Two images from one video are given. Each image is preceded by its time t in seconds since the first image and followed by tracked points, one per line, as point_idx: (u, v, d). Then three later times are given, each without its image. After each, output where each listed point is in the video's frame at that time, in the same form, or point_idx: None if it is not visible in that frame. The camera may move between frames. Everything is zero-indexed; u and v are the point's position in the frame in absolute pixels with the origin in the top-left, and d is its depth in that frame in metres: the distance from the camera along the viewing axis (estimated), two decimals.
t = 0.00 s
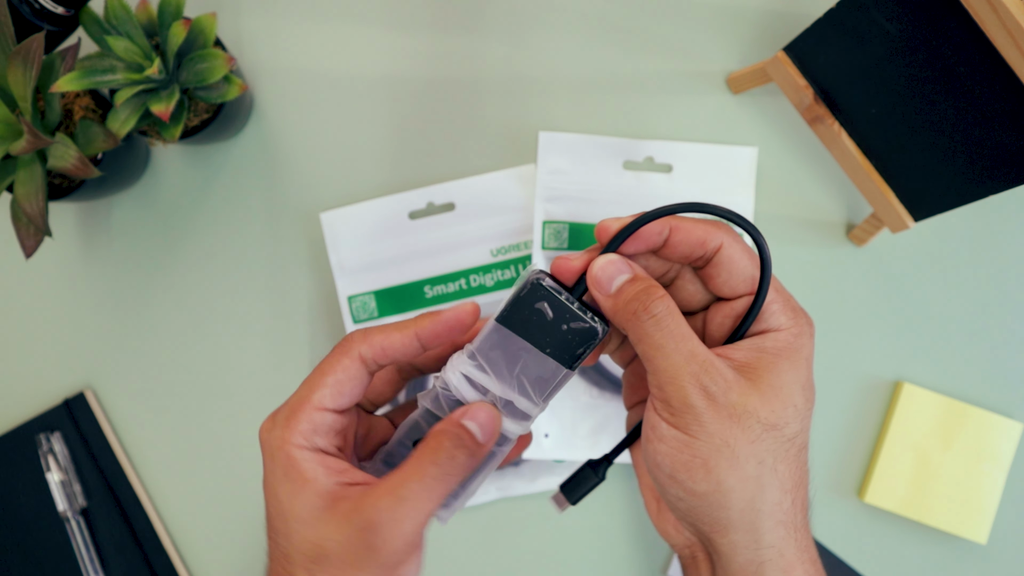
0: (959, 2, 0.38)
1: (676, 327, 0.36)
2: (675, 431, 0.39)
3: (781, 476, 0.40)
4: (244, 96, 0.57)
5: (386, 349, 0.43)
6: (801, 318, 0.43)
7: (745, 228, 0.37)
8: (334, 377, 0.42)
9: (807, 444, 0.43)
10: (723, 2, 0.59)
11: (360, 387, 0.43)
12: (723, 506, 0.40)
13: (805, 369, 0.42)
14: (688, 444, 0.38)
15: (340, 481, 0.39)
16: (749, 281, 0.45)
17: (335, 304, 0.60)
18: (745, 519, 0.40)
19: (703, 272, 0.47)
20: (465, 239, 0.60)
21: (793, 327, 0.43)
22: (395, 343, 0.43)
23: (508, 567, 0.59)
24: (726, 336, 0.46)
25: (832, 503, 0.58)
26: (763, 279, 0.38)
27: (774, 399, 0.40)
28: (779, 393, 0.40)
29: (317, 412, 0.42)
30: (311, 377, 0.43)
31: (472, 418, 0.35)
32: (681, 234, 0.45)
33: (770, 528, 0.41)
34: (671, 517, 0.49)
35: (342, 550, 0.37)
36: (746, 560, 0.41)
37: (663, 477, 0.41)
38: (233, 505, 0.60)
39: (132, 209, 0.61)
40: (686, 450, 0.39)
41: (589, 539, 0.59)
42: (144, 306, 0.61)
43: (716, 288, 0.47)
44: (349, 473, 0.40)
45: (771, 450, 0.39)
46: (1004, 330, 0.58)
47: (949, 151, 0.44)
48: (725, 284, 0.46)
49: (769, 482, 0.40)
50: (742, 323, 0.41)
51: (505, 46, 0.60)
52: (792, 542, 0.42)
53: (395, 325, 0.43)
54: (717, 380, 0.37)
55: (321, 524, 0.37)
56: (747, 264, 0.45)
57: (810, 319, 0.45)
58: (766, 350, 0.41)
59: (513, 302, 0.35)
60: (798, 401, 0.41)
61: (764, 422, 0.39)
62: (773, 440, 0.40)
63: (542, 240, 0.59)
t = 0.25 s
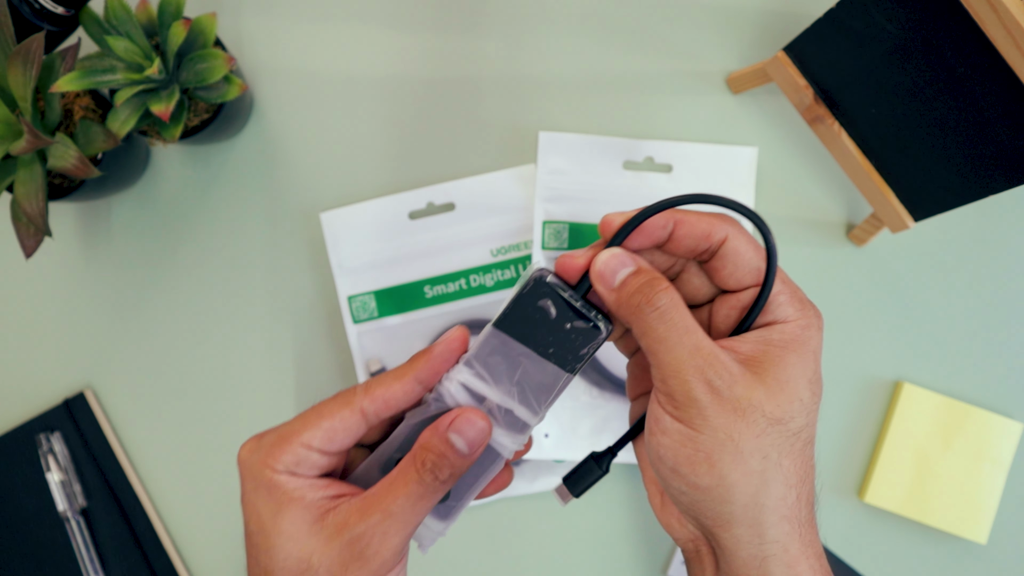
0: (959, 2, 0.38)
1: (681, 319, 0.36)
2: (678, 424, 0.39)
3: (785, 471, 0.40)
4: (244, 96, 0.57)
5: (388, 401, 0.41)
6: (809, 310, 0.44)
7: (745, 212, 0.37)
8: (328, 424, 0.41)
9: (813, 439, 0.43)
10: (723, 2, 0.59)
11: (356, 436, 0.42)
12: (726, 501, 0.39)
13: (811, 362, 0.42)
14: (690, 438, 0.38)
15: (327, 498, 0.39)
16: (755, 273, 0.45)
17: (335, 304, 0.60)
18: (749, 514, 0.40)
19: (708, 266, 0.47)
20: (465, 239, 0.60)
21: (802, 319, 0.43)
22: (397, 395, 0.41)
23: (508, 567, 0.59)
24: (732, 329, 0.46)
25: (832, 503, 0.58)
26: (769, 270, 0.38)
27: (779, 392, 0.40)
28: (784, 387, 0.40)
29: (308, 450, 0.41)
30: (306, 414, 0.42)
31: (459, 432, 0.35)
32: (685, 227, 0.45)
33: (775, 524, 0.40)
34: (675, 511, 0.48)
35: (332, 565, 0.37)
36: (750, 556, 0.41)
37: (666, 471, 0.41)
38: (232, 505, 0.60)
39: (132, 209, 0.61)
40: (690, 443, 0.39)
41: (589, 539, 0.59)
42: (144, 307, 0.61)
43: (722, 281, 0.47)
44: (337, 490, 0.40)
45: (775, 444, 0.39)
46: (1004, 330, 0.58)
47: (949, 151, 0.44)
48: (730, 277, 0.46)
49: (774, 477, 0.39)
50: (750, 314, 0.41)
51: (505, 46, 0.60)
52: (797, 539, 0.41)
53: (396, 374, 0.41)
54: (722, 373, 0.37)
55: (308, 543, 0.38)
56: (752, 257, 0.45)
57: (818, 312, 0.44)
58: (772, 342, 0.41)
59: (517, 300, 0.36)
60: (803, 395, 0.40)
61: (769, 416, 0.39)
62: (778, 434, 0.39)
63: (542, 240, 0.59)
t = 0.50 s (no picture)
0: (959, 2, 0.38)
1: (703, 311, 0.36)
2: (693, 415, 0.39)
3: (794, 463, 0.40)
4: (244, 96, 0.57)
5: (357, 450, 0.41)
6: (819, 307, 0.43)
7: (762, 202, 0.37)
8: (298, 471, 0.41)
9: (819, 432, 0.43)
10: (723, 2, 0.59)
11: (328, 482, 0.42)
12: (737, 492, 0.40)
13: (822, 357, 0.42)
14: (705, 429, 0.38)
15: (298, 541, 0.41)
16: (769, 267, 0.45)
17: (335, 304, 0.60)
18: (758, 504, 0.40)
19: (722, 255, 0.47)
20: (465, 239, 0.60)
21: (813, 314, 0.43)
22: (365, 442, 0.40)
23: (509, 567, 0.59)
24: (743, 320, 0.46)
25: (832, 503, 0.58)
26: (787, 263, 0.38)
27: (792, 386, 0.40)
28: (797, 380, 0.40)
29: (279, 497, 0.42)
30: (277, 461, 0.43)
31: (430, 469, 0.35)
32: (704, 216, 0.45)
33: (781, 514, 0.41)
34: (678, 503, 0.47)
35: None
36: (755, 546, 0.41)
37: (677, 461, 0.41)
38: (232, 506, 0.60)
39: (132, 209, 0.61)
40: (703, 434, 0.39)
41: (589, 539, 0.59)
42: (144, 307, 0.61)
43: (734, 272, 0.47)
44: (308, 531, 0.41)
45: (786, 437, 0.40)
46: (1004, 330, 0.58)
47: (949, 151, 0.44)
48: (744, 268, 0.46)
49: (783, 469, 0.40)
50: (759, 309, 0.40)
51: (505, 45, 0.60)
52: (801, 529, 0.42)
53: (365, 421, 0.40)
54: (740, 367, 0.37)
55: None
56: (768, 250, 0.45)
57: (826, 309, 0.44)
58: (786, 336, 0.41)
59: (538, 281, 0.37)
60: (814, 390, 0.41)
61: (782, 409, 0.39)
62: (789, 427, 0.40)
63: (542, 240, 0.59)
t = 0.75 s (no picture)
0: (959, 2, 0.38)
1: (608, 351, 0.36)
2: (625, 448, 0.39)
3: (735, 479, 0.40)
4: (244, 96, 0.57)
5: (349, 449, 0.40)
6: (749, 319, 0.44)
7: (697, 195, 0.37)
8: (287, 474, 0.41)
9: (761, 443, 0.43)
10: (723, 2, 0.59)
11: (318, 483, 0.42)
12: (679, 517, 0.39)
13: (753, 368, 0.42)
14: (638, 460, 0.39)
15: (290, 544, 0.40)
16: (688, 289, 0.47)
17: (335, 304, 0.60)
18: (704, 525, 0.40)
19: (645, 283, 0.48)
20: (465, 239, 0.60)
21: (741, 328, 0.43)
22: (355, 442, 0.40)
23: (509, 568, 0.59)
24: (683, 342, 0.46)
25: (832, 503, 0.58)
26: (741, 281, 0.38)
27: (721, 403, 0.40)
28: (725, 398, 0.40)
29: (269, 501, 0.41)
30: (266, 465, 0.42)
31: (422, 466, 0.36)
32: (616, 246, 0.47)
33: (730, 531, 0.40)
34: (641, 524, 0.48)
35: None
36: (709, 565, 0.41)
37: (620, 494, 0.41)
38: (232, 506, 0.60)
39: (132, 209, 0.61)
40: (638, 464, 0.39)
41: (589, 538, 0.59)
42: (144, 307, 0.61)
43: (660, 298, 0.47)
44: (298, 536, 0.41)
45: (721, 455, 0.39)
46: (1004, 330, 0.58)
47: (949, 151, 0.45)
48: (666, 296, 0.47)
49: (724, 488, 0.39)
50: (709, 321, 0.41)
51: (505, 46, 0.60)
52: (754, 542, 0.42)
53: (355, 420, 0.40)
54: (656, 393, 0.37)
55: None
56: (685, 272, 0.46)
57: (760, 319, 0.45)
58: (712, 355, 0.41)
59: (516, 273, 0.37)
60: (744, 403, 0.40)
61: (712, 428, 0.39)
62: (723, 445, 0.39)
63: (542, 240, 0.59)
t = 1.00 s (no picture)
0: (959, 2, 0.38)
1: (664, 312, 0.36)
2: (676, 412, 0.39)
3: (785, 453, 0.40)
4: (244, 97, 0.57)
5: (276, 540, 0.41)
6: (813, 298, 0.44)
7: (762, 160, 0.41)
8: (214, 561, 0.40)
9: (814, 423, 0.43)
10: (722, 2, 0.59)
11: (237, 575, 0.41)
12: (724, 485, 0.40)
13: (813, 347, 0.42)
14: (690, 425, 0.39)
15: None
16: (756, 263, 0.47)
17: (335, 304, 0.60)
18: (747, 496, 0.40)
19: (709, 255, 0.48)
20: (465, 239, 0.60)
21: (805, 306, 0.43)
22: (282, 537, 0.40)
23: (509, 567, 0.59)
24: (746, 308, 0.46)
25: (832, 503, 0.58)
26: (809, 256, 0.39)
27: (777, 377, 0.40)
28: (782, 372, 0.40)
29: None
30: (195, 549, 0.41)
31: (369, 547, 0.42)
32: (682, 213, 0.48)
33: (771, 505, 0.41)
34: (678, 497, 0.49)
35: None
36: (747, 537, 0.42)
37: (666, 457, 0.42)
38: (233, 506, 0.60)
39: (132, 209, 0.61)
40: (688, 429, 0.39)
41: (589, 538, 0.59)
42: (143, 307, 0.61)
43: (723, 271, 0.48)
44: None
45: (774, 428, 0.40)
46: (1003, 330, 0.58)
47: (950, 151, 0.44)
48: (731, 268, 0.48)
49: (773, 461, 0.40)
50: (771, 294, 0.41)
51: (505, 46, 0.60)
52: (794, 518, 0.42)
53: (288, 516, 0.41)
54: (716, 360, 0.37)
55: None
56: (751, 247, 0.47)
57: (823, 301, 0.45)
58: (774, 329, 0.42)
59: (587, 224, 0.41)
60: (802, 379, 0.41)
61: (767, 400, 0.39)
62: (776, 418, 0.40)
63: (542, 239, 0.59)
